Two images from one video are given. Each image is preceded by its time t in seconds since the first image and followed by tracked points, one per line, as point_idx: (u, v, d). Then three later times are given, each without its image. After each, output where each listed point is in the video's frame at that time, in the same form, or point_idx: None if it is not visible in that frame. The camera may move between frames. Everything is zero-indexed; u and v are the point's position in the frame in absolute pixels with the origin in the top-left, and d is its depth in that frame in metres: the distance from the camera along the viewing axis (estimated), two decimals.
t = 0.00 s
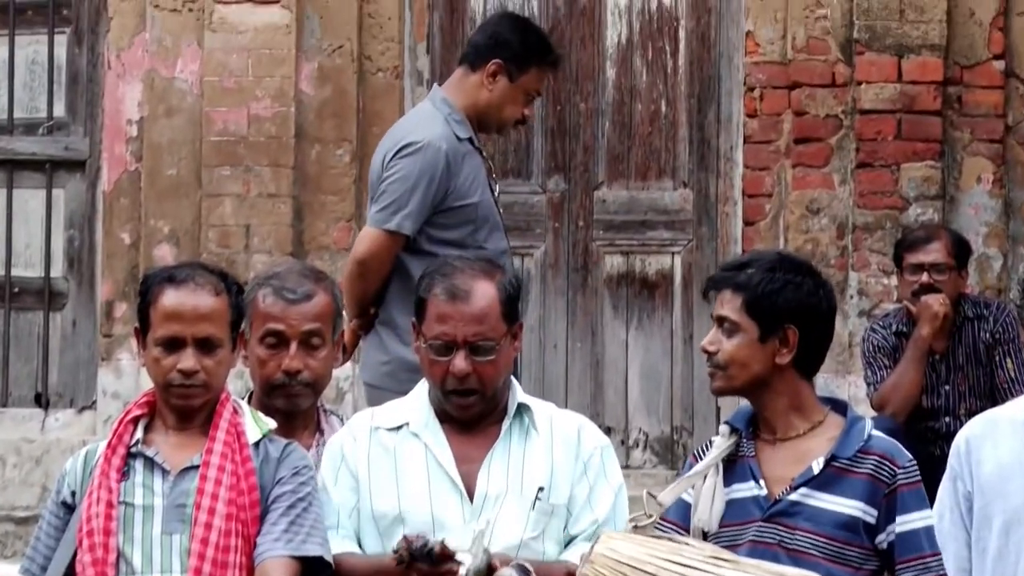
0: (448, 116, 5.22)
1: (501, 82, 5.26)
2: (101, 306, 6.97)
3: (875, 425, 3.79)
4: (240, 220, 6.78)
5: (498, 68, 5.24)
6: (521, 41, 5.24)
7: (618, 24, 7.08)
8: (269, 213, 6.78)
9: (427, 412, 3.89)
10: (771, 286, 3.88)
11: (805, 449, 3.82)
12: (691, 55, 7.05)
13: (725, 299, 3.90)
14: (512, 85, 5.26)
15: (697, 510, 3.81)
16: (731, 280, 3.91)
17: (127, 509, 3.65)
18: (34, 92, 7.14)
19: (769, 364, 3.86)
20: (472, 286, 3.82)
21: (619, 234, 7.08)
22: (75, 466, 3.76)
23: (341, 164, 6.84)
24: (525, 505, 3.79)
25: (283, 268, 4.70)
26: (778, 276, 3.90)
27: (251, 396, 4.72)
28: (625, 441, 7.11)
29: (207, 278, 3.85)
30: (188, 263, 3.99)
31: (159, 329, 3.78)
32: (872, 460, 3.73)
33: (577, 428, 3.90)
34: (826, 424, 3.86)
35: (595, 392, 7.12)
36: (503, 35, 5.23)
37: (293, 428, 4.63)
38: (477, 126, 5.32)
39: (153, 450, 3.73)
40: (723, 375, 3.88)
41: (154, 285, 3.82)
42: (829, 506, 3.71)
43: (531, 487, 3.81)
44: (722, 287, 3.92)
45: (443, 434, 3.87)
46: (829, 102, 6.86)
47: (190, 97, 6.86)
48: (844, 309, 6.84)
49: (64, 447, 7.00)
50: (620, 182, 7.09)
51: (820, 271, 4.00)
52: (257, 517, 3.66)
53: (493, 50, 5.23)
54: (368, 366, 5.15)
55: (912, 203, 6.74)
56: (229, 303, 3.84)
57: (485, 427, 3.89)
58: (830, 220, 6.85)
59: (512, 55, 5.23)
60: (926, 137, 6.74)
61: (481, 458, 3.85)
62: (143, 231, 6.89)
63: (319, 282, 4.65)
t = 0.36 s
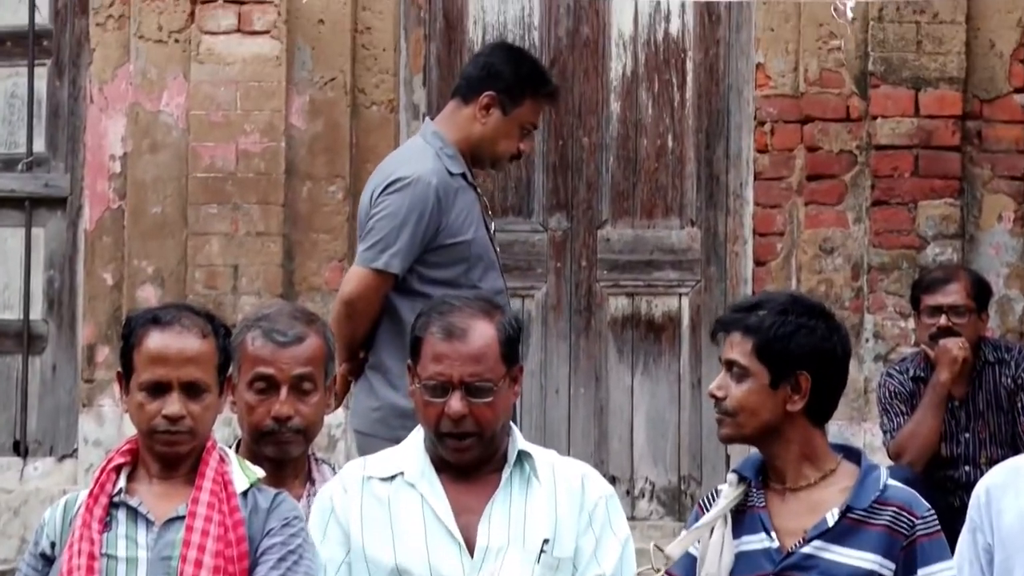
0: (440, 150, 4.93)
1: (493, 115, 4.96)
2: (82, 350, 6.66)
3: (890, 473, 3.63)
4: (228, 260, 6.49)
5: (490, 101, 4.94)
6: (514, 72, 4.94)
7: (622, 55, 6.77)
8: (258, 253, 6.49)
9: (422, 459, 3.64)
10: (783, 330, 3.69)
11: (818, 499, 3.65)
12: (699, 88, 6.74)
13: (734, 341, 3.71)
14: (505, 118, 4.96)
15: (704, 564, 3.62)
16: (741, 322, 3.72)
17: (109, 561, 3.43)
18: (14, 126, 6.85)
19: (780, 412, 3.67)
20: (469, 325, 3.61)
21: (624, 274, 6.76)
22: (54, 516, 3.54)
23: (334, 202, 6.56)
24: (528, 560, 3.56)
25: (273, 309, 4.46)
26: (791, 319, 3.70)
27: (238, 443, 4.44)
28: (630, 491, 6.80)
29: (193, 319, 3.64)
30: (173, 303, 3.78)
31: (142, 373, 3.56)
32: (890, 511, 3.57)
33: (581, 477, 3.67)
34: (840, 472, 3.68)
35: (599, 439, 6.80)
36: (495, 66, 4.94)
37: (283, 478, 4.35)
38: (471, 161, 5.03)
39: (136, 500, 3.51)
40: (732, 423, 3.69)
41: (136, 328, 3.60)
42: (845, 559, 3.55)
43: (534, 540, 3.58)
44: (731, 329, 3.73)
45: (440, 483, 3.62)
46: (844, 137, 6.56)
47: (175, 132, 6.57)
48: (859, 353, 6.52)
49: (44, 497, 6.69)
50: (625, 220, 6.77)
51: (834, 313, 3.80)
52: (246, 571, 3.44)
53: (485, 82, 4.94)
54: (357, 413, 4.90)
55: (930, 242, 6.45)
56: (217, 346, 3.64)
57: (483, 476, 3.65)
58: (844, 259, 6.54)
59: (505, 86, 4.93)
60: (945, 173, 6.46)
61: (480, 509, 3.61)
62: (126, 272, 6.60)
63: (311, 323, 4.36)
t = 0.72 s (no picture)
0: (433, 184, 4.64)
1: (487, 146, 4.66)
2: (62, 393, 6.36)
3: (911, 523, 3.49)
4: (215, 299, 6.19)
5: (484, 131, 4.65)
6: (508, 101, 4.65)
7: (629, 85, 6.48)
8: (246, 291, 6.19)
9: (419, 507, 3.35)
10: (795, 373, 3.54)
11: (834, 549, 3.50)
12: (709, 119, 6.45)
13: (745, 386, 3.57)
14: (500, 150, 4.66)
15: None
16: (752, 366, 3.58)
17: None
18: None
19: (793, 459, 3.53)
20: (470, 363, 3.35)
21: (630, 313, 6.46)
22: (34, 562, 3.50)
23: (326, 237, 6.28)
24: None
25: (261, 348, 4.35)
26: (803, 361, 3.55)
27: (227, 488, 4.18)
28: (635, 540, 6.48)
29: (183, 361, 3.60)
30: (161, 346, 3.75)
31: (128, 418, 3.54)
32: (910, 561, 3.41)
33: (586, 525, 3.36)
34: (859, 521, 3.54)
35: (603, 486, 6.49)
36: (489, 95, 4.66)
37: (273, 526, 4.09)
38: (463, 196, 4.73)
39: (120, 548, 3.47)
40: (744, 472, 3.54)
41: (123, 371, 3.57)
42: None
43: None
44: (742, 373, 3.59)
45: (437, 532, 3.33)
46: (860, 170, 6.26)
47: (160, 164, 6.29)
48: (876, 396, 6.21)
49: (21, 547, 6.38)
50: (631, 256, 6.48)
51: (848, 354, 3.64)
52: None
53: (478, 111, 4.65)
54: (346, 460, 4.60)
55: (950, 279, 6.14)
56: (206, 390, 3.61)
57: (483, 524, 3.36)
58: (861, 297, 6.22)
59: (499, 116, 4.64)
60: (965, 208, 6.15)
61: (480, 561, 3.32)
62: (108, 310, 6.30)
63: (303, 365, 4.12)
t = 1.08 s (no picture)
0: (421, 211, 4.35)
1: (478, 171, 4.37)
2: (40, 431, 6.06)
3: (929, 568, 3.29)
4: (199, 333, 5.89)
5: (475, 156, 4.35)
6: (499, 124, 4.36)
7: (634, 109, 6.18)
8: (233, 324, 5.90)
9: (416, 551, 3.24)
10: (833, 409, 3.34)
11: None
12: (718, 144, 6.16)
13: (775, 423, 3.34)
14: (491, 175, 4.37)
15: None
16: (781, 401, 3.34)
17: None
18: None
19: (830, 498, 3.31)
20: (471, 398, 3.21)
21: (635, 347, 6.14)
22: None
23: (317, 268, 5.98)
24: None
25: (247, 383, 4.10)
26: (840, 397, 3.36)
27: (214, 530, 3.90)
28: None
29: (166, 399, 3.47)
30: (143, 381, 3.61)
31: (108, 458, 3.40)
32: None
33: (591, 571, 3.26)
34: (878, 565, 3.32)
35: (608, 529, 6.16)
36: (479, 117, 4.37)
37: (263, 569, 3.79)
38: (453, 224, 4.44)
39: None
40: (776, 513, 3.30)
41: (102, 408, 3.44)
42: None
43: None
44: (770, 409, 3.35)
45: None
46: (877, 198, 5.94)
47: (143, 191, 6.00)
48: (894, 435, 5.89)
49: None
50: (637, 288, 6.17)
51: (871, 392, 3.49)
52: None
53: (468, 135, 4.36)
54: (334, 501, 4.30)
55: (972, 312, 5.83)
56: (190, 428, 3.47)
57: (483, 567, 3.24)
58: (878, 331, 5.91)
59: (490, 140, 4.35)
60: (987, 238, 5.86)
61: None
62: (89, 344, 6.00)
63: (290, 401, 3.74)
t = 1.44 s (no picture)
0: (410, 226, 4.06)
1: (469, 185, 4.08)
2: (16, 460, 5.77)
3: None
4: (183, 357, 5.60)
5: (465, 169, 4.07)
6: (490, 136, 4.07)
7: (640, 122, 5.88)
8: (219, 347, 5.61)
9: None
10: (880, 439, 3.66)
11: None
12: (727, 158, 5.86)
13: (833, 448, 3.60)
14: (483, 189, 4.07)
15: None
16: (833, 426, 3.63)
17: None
18: None
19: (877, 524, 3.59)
20: (469, 426, 3.41)
21: (642, 372, 5.83)
22: None
23: (306, 288, 5.69)
24: None
25: (231, 410, 3.90)
26: (884, 428, 3.70)
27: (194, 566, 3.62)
28: None
29: (145, 426, 3.61)
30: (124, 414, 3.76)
31: (86, 485, 3.52)
32: None
33: None
34: None
35: (612, 563, 5.86)
36: (469, 129, 4.08)
37: None
38: (444, 241, 4.14)
39: None
40: (836, 540, 3.52)
41: (81, 436, 3.58)
42: None
43: None
44: (824, 433, 3.62)
45: None
46: (894, 215, 5.64)
47: (124, 208, 5.71)
48: (912, 464, 5.58)
49: None
50: (643, 309, 5.86)
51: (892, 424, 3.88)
52: None
53: (457, 148, 4.08)
54: (325, 533, 4.01)
55: (995, 335, 5.54)
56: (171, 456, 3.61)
57: None
58: (896, 355, 5.60)
59: (481, 151, 4.06)
60: (1011, 257, 5.55)
61: None
62: (67, 369, 5.71)
63: (278, 428, 3.62)
